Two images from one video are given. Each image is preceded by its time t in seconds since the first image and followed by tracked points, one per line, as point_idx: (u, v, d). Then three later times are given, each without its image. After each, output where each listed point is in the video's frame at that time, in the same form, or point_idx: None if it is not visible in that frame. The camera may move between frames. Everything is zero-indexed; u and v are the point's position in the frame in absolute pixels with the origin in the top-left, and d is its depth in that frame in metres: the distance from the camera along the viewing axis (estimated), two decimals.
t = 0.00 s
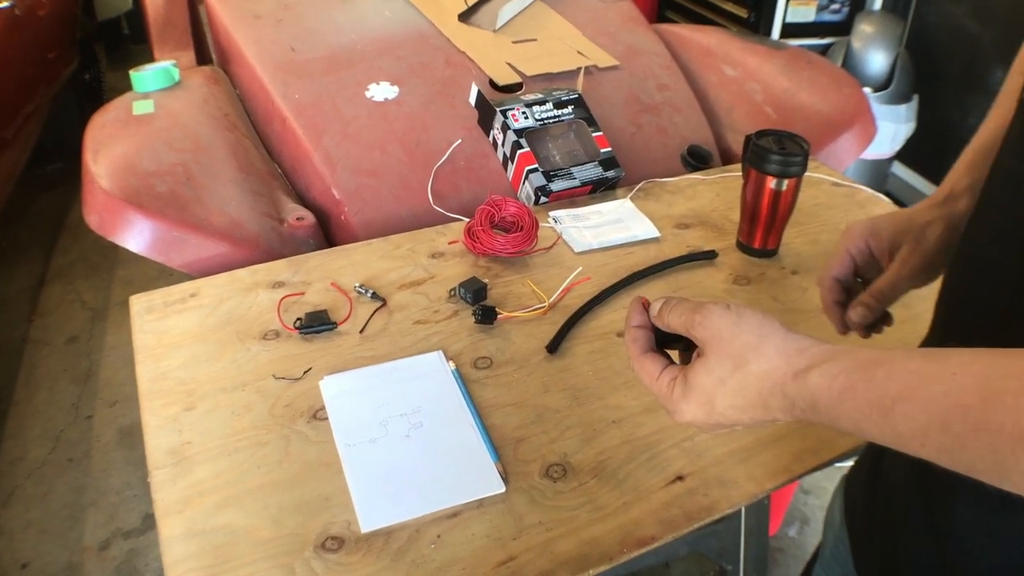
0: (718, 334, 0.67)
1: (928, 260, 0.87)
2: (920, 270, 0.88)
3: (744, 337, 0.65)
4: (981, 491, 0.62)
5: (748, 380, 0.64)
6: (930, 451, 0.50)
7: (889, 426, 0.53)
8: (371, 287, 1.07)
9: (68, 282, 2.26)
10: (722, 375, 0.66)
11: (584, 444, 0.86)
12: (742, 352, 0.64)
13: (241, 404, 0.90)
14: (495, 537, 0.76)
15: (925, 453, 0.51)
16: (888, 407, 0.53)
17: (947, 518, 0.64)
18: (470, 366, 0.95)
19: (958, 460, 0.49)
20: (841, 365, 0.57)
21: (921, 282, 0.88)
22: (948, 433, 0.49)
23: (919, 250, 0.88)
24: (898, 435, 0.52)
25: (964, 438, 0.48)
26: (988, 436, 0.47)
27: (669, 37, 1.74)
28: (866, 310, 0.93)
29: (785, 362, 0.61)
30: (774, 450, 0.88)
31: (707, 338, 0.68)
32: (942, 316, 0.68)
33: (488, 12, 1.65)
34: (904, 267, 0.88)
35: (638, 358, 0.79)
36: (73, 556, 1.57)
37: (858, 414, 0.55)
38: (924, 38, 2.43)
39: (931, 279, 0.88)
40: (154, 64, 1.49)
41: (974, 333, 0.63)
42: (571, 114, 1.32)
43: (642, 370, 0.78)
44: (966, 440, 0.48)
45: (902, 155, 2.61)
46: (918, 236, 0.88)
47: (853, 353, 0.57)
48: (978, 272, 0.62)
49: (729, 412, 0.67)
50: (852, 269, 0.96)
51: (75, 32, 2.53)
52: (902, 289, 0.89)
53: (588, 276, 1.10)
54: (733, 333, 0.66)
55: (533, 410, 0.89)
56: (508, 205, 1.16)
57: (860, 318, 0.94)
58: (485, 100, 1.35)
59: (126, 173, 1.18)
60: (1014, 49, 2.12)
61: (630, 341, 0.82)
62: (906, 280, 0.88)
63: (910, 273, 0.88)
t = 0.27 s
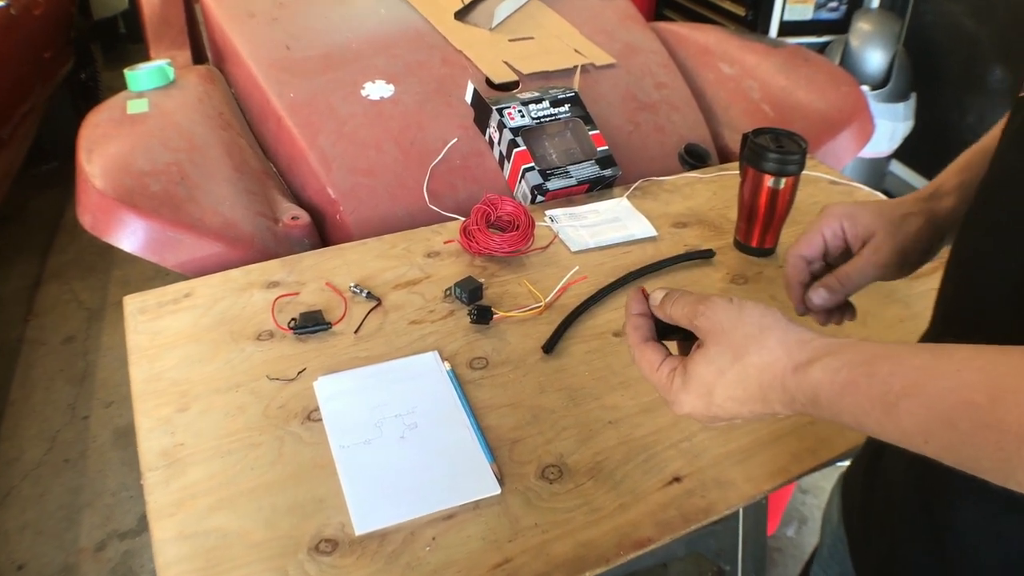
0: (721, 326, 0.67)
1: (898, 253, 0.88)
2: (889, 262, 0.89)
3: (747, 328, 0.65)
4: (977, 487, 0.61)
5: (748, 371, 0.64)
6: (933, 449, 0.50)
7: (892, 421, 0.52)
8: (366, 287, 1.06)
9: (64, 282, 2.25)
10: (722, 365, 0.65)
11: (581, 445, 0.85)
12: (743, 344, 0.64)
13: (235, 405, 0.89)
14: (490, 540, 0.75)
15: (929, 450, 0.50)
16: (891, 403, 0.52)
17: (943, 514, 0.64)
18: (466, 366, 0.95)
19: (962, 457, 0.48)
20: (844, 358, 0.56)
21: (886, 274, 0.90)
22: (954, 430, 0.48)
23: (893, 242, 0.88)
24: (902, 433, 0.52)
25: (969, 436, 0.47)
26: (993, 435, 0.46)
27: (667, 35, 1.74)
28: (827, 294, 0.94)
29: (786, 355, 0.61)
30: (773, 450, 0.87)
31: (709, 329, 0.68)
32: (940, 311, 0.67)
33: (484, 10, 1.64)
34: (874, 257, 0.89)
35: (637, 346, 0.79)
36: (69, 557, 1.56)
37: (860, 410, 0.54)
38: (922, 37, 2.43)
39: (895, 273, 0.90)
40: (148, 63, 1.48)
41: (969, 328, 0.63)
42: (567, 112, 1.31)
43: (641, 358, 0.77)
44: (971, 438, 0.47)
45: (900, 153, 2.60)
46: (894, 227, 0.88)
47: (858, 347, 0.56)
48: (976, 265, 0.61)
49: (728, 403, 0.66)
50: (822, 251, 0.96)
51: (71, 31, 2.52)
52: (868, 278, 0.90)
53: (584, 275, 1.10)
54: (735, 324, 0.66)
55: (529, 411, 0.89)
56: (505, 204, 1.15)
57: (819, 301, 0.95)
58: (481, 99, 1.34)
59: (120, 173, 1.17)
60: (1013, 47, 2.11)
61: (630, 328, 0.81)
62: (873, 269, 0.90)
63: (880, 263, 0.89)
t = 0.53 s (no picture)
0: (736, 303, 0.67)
1: (841, 210, 0.83)
2: (831, 214, 0.84)
3: (761, 306, 0.65)
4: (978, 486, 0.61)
5: (754, 348, 0.63)
6: (938, 438, 0.49)
7: (896, 411, 0.52)
8: (364, 288, 1.06)
9: (62, 282, 2.25)
10: (731, 340, 0.66)
11: (579, 447, 0.85)
12: (754, 321, 0.64)
13: (232, 407, 0.89)
14: (489, 543, 0.75)
15: (933, 441, 0.50)
16: (894, 392, 0.52)
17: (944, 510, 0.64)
18: (464, 368, 0.94)
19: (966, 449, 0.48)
20: (851, 346, 0.56)
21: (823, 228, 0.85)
22: (958, 422, 0.48)
23: (837, 197, 0.83)
24: (906, 424, 0.51)
25: (973, 429, 0.47)
26: (996, 426, 0.46)
27: (666, 34, 1.73)
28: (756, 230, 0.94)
29: (794, 336, 0.61)
30: (773, 452, 0.87)
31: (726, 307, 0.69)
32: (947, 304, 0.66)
33: (483, 10, 1.64)
34: (816, 207, 0.85)
35: (654, 318, 0.79)
36: (67, 558, 1.56)
37: (864, 398, 0.53)
38: (921, 37, 2.43)
39: (830, 233, 0.85)
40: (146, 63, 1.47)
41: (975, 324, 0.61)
42: (566, 113, 1.31)
43: (656, 327, 0.78)
44: (975, 430, 0.47)
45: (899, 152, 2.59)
46: (845, 179, 0.83)
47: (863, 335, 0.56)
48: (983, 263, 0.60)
49: (732, 380, 0.66)
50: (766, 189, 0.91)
51: (69, 31, 2.52)
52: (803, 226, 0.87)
53: (583, 276, 1.09)
54: (751, 303, 0.66)
55: (528, 413, 0.88)
56: (503, 205, 1.15)
57: (749, 235, 0.95)
58: (479, 99, 1.34)
59: (118, 173, 1.17)
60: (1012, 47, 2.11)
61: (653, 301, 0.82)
62: (812, 219, 0.86)
63: (820, 216, 0.85)
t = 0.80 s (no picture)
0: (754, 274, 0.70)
1: (794, 197, 0.87)
2: (782, 201, 0.87)
3: (777, 276, 0.68)
4: (983, 486, 0.60)
5: (766, 312, 0.65)
6: (939, 408, 0.51)
7: (899, 377, 0.53)
8: (362, 291, 1.05)
9: (61, 283, 2.24)
10: (743, 304, 0.68)
11: (578, 452, 0.84)
12: (768, 288, 0.67)
13: (230, 411, 0.88)
14: (487, 548, 0.75)
15: (931, 409, 0.51)
16: (900, 357, 0.53)
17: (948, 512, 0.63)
18: (463, 371, 0.94)
19: (967, 420, 0.49)
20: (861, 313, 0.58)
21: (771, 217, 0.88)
22: (959, 388, 0.49)
23: (788, 187, 0.87)
24: (908, 390, 0.53)
25: (971, 396, 0.49)
26: (997, 392, 0.47)
27: (665, 35, 1.73)
28: (717, 242, 0.85)
29: (807, 303, 0.63)
30: (772, 456, 0.87)
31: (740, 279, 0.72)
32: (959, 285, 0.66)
33: (481, 12, 1.63)
34: (768, 199, 0.87)
35: (672, 288, 0.82)
36: (65, 561, 1.56)
37: (867, 363, 0.55)
38: (921, 38, 2.43)
39: (778, 219, 0.89)
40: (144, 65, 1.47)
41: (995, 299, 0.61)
42: (565, 115, 1.30)
43: (671, 297, 0.81)
44: (974, 398, 0.48)
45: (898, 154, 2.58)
46: (796, 167, 0.86)
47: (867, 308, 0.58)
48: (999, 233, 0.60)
49: (739, 345, 0.68)
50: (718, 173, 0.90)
51: (68, 32, 2.51)
52: (754, 220, 0.88)
53: (582, 279, 1.09)
54: (767, 276, 0.69)
55: (526, 417, 0.88)
56: (501, 208, 1.14)
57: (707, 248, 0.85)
58: (478, 101, 1.33)
59: (116, 175, 1.17)
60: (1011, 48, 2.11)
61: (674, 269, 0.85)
62: (762, 211, 0.87)
63: (772, 205, 0.87)
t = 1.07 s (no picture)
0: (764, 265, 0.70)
1: (800, 215, 0.86)
2: (786, 218, 0.86)
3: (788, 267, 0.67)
4: (999, 495, 0.59)
5: (780, 303, 0.65)
6: (960, 398, 0.49)
7: (919, 366, 0.52)
8: (363, 295, 1.04)
9: (60, 285, 2.23)
10: (755, 294, 0.67)
11: (582, 459, 0.83)
12: (780, 279, 0.66)
13: (230, 417, 0.87)
14: (490, 557, 0.74)
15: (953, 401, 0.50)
16: (920, 346, 0.52)
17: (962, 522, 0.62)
18: (465, 377, 0.93)
19: (991, 414, 0.48)
20: (880, 303, 0.57)
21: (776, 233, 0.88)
22: (983, 377, 0.48)
23: (794, 205, 0.86)
24: (927, 380, 0.52)
25: (998, 384, 0.47)
26: (1022, 383, 0.46)
27: (666, 36, 1.72)
28: (719, 252, 0.86)
29: (821, 292, 0.63)
30: (777, 463, 0.86)
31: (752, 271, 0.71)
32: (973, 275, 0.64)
33: (482, 13, 1.62)
34: (772, 215, 0.87)
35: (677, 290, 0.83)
36: (64, 565, 1.54)
37: (884, 348, 0.54)
38: (922, 39, 2.42)
39: (783, 235, 0.89)
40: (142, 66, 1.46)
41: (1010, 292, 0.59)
42: (567, 116, 1.29)
43: (676, 297, 0.82)
44: (999, 388, 0.47)
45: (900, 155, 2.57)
46: (802, 185, 0.85)
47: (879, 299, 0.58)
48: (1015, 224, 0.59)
49: (750, 339, 0.67)
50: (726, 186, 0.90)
51: (66, 33, 2.50)
52: (758, 234, 0.88)
53: (585, 283, 1.08)
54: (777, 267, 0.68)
55: (529, 423, 0.87)
56: (504, 210, 1.14)
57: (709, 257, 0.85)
58: (480, 102, 1.32)
59: (114, 178, 1.16)
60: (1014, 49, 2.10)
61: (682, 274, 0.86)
62: (766, 226, 0.87)
63: (776, 222, 0.87)
